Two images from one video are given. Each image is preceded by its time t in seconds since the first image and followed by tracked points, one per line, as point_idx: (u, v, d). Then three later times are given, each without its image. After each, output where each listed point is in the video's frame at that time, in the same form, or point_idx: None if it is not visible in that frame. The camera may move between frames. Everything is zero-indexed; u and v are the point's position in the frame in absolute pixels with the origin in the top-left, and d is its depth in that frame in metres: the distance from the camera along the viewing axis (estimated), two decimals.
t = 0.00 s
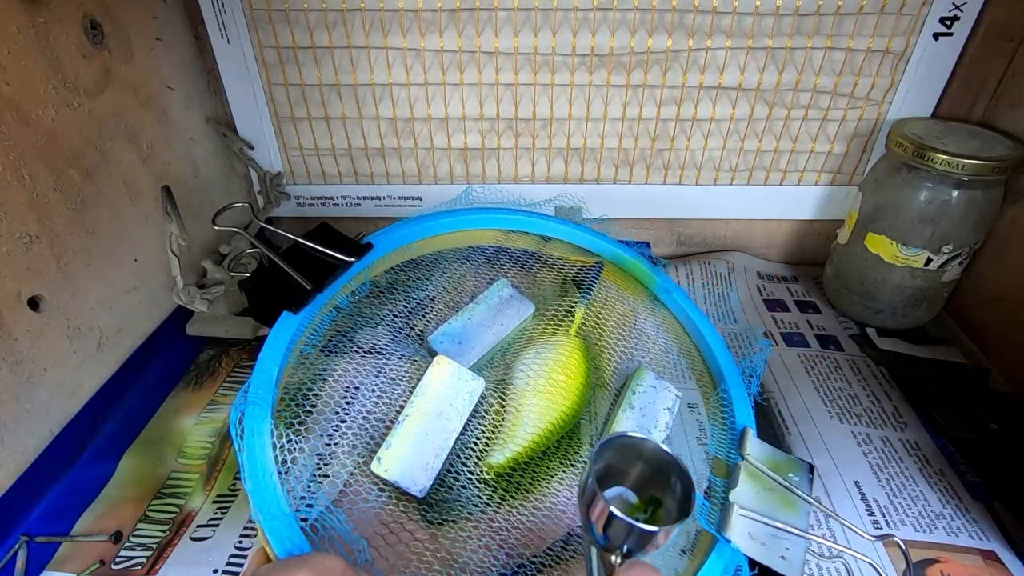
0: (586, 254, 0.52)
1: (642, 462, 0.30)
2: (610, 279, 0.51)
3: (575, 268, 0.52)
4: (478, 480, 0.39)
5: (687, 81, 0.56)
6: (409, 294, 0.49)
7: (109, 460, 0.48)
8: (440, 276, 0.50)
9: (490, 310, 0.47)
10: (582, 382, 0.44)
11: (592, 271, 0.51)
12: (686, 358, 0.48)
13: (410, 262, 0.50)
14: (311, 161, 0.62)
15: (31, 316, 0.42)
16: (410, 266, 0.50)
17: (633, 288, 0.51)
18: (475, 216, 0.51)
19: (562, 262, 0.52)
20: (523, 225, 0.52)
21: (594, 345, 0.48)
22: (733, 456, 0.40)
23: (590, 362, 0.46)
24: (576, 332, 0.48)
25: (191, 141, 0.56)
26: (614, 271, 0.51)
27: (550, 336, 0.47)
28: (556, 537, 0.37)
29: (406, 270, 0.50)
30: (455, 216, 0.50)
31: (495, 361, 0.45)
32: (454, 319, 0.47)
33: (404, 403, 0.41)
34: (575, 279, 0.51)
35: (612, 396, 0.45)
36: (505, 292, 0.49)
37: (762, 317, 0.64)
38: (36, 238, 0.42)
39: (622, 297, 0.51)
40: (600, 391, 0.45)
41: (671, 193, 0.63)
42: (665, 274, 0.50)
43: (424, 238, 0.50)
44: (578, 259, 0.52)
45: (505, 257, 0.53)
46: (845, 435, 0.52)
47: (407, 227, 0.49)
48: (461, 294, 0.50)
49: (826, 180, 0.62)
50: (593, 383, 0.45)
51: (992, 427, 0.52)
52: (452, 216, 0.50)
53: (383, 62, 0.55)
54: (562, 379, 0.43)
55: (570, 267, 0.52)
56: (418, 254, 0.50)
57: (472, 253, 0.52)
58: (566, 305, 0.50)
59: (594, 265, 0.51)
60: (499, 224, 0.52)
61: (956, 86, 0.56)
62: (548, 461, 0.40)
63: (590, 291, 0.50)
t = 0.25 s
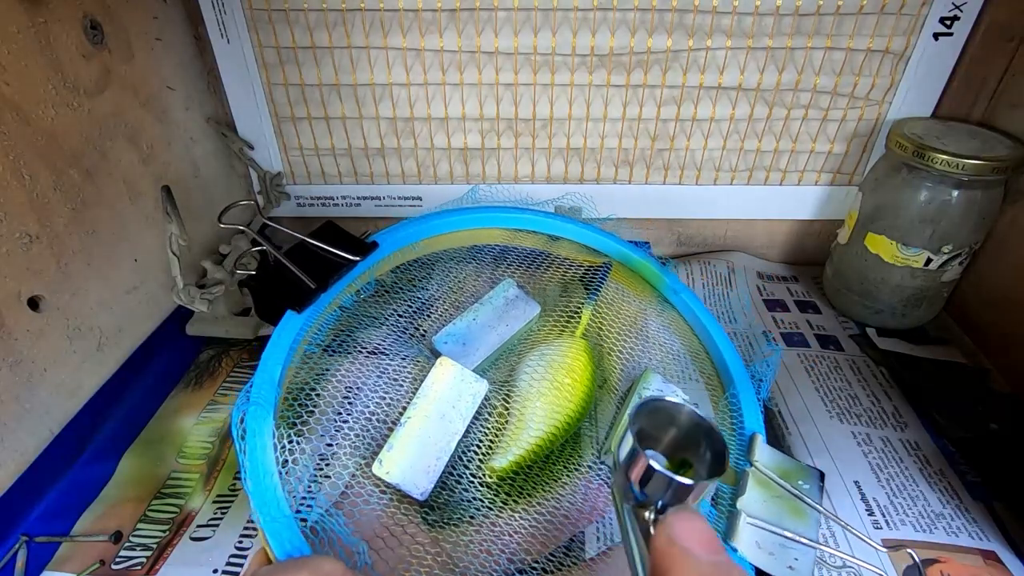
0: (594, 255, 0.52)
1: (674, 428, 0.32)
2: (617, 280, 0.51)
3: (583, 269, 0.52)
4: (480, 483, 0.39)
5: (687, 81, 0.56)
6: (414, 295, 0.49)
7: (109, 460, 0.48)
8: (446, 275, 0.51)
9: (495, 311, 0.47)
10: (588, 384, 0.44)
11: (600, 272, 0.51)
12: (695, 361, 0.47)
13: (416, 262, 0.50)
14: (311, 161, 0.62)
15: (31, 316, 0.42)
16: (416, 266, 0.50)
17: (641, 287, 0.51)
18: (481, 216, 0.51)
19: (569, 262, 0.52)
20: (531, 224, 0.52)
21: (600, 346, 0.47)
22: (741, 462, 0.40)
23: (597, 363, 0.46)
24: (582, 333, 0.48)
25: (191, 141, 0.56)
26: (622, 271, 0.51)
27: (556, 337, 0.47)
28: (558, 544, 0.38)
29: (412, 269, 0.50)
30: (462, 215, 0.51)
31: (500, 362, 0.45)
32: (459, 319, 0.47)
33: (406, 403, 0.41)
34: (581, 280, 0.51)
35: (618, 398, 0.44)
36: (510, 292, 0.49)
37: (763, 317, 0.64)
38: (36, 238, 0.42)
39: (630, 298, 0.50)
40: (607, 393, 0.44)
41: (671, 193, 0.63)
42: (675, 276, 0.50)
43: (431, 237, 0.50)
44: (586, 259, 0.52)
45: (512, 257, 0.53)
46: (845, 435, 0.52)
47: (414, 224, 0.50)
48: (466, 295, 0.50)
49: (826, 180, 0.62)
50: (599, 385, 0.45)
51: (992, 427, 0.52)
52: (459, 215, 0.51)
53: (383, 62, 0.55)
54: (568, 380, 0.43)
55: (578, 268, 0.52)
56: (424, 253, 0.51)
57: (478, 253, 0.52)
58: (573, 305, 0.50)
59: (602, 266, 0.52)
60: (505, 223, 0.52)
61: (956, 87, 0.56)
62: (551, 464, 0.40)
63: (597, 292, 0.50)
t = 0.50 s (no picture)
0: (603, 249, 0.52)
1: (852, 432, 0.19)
2: (626, 273, 0.51)
3: (591, 263, 0.51)
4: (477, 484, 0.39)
5: (687, 81, 0.56)
6: (416, 293, 0.49)
7: (109, 460, 0.48)
8: (451, 270, 0.51)
9: (497, 307, 0.47)
10: (592, 382, 0.44)
11: (608, 267, 0.51)
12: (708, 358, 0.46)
13: (420, 257, 0.50)
14: (311, 161, 0.62)
15: (31, 316, 0.42)
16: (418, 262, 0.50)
17: (654, 283, 0.50)
18: (486, 211, 0.51)
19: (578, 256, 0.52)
20: (539, 218, 0.52)
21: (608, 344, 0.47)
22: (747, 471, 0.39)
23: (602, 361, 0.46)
24: (589, 329, 0.48)
25: (191, 141, 0.56)
26: (632, 264, 0.51)
27: (559, 334, 0.47)
28: (553, 549, 0.38)
29: (416, 265, 0.50)
30: (467, 209, 0.50)
31: (501, 360, 0.45)
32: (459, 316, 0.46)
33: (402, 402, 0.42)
34: (588, 274, 0.51)
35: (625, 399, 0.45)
36: (513, 288, 0.48)
37: (763, 317, 0.64)
38: (36, 238, 0.42)
39: (640, 291, 0.50)
40: (610, 393, 0.45)
41: (671, 193, 0.63)
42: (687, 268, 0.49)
43: (436, 233, 0.50)
44: (595, 253, 0.52)
45: (518, 251, 0.52)
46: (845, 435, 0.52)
47: (418, 220, 0.49)
48: (468, 291, 0.50)
49: (826, 180, 0.62)
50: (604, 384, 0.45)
51: (992, 427, 0.52)
52: (464, 211, 0.50)
53: (383, 62, 0.55)
54: (571, 379, 0.43)
55: (586, 262, 0.52)
56: (429, 248, 0.50)
57: (483, 249, 0.52)
58: (579, 300, 0.50)
59: (611, 259, 0.51)
60: (510, 218, 0.52)
61: (956, 86, 0.56)
62: (548, 464, 0.40)
63: (604, 287, 0.50)
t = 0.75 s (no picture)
0: (660, 249, 0.51)
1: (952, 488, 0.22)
2: (684, 278, 0.49)
3: (646, 266, 0.50)
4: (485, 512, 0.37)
5: (687, 81, 0.56)
6: (450, 291, 0.49)
7: (109, 460, 0.48)
8: (488, 268, 0.51)
9: (528, 314, 0.45)
10: (632, 400, 0.42)
11: (663, 271, 0.49)
12: (769, 373, 0.44)
13: (455, 254, 0.50)
14: (311, 161, 0.62)
15: (32, 316, 0.42)
16: (456, 259, 0.50)
17: (718, 291, 0.48)
18: (528, 206, 0.51)
19: (631, 255, 0.51)
20: (587, 212, 0.51)
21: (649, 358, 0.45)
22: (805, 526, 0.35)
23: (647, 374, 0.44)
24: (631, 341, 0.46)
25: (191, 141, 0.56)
26: (692, 267, 0.49)
27: (598, 345, 0.45)
28: None
29: (450, 262, 0.50)
30: (505, 206, 0.50)
31: (530, 372, 0.43)
32: (486, 323, 0.45)
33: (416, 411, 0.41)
34: (639, 282, 0.49)
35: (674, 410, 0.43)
36: (546, 295, 0.46)
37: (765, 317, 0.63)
38: (36, 238, 0.42)
39: (699, 302, 0.48)
40: (656, 406, 0.43)
41: (671, 193, 0.63)
42: (754, 281, 0.47)
43: (472, 229, 0.50)
44: (650, 254, 0.51)
45: (564, 248, 0.52)
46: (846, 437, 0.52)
47: (459, 215, 0.49)
48: (502, 292, 0.49)
49: (826, 180, 0.62)
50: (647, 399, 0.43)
51: (992, 427, 0.52)
52: (508, 207, 0.50)
53: (383, 62, 0.55)
54: (609, 396, 0.41)
55: (640, 263, 0.50)
56: (467, 245, 0.50)
57: (523, 248, 0.52)
58: (624, 310, 0.48)
59: (666, 262, 0.50)
60: (559, 212, 0.51)
61: (957, 86, 0.56)
62: (568, 494, 0.38)
63: (654, 296, 0.48)
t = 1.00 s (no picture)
0: (684, 255, 0.51)
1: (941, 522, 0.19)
2: (709, 286, 0.49)
3: (670, 272, 0.50)
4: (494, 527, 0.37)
5: (687, 81, 0.56)
6: (464, 294, 0.49)
7: (109, 459, 0.48)
8: (505, 271, 0.51)
9: (543, 321, 0.45)
10: (652, 414, 0.42)
11: (687, 280, 0.49)
12: (796, 388, 0.44)
13: (473, 255, 0.51)
14: (311, 161, 0.62)
15: (32, 316, 0.42)
16: (472, 262, 0.51)
17: (745, 301, 0.48)
18: (546, 208, 0.51)
19: (655, 260, 0.51)
20: (609, 215, 0.51)
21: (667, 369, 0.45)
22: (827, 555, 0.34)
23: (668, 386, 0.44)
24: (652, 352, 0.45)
25: (191, 141, 0.56)
26: (717, 276, 0.49)
27: (617, 355, 0.45)
28: None
29: (467, 264, 0.50)
30: (524, 206, 0.50)
31: (545, 380, 0.43)
32: (500, 329, 0.45)
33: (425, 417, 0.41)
34: (662, 290, 0.49)
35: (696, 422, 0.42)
36: (564, 301, 0.46)
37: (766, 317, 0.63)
38: (36, 238, 0.42)
39: (724, 312, 0.48)
40: (676, 420, 0.42)
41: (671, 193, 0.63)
42: (782, 293, 0.46)
43: (489, 230, 0.50)
44: (675, 261, 0.50)
45: (584, 252, 0.52)
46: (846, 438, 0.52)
47: (477, 215, 0.50)
48: (518, 297, 0.49)
49: (826, 180, 0.62)
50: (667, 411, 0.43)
51: (992, 427, 0.52)
52: (528, 209, 0.51)
53: (383, 62, 0.55)
54: (628, 406, 0.41)
55: (664, 268, 0.50)
56: (484, 246, 0.51)
57: (541, 252, 0.52)
58: (645, 319, 0.47)
59: (691, 270, 0.49)
60: (579, 215, 0.52)
61: (956, 86, 0.56)
62: (580, 512, 0.38)
63: (677, 305, 0.48)
